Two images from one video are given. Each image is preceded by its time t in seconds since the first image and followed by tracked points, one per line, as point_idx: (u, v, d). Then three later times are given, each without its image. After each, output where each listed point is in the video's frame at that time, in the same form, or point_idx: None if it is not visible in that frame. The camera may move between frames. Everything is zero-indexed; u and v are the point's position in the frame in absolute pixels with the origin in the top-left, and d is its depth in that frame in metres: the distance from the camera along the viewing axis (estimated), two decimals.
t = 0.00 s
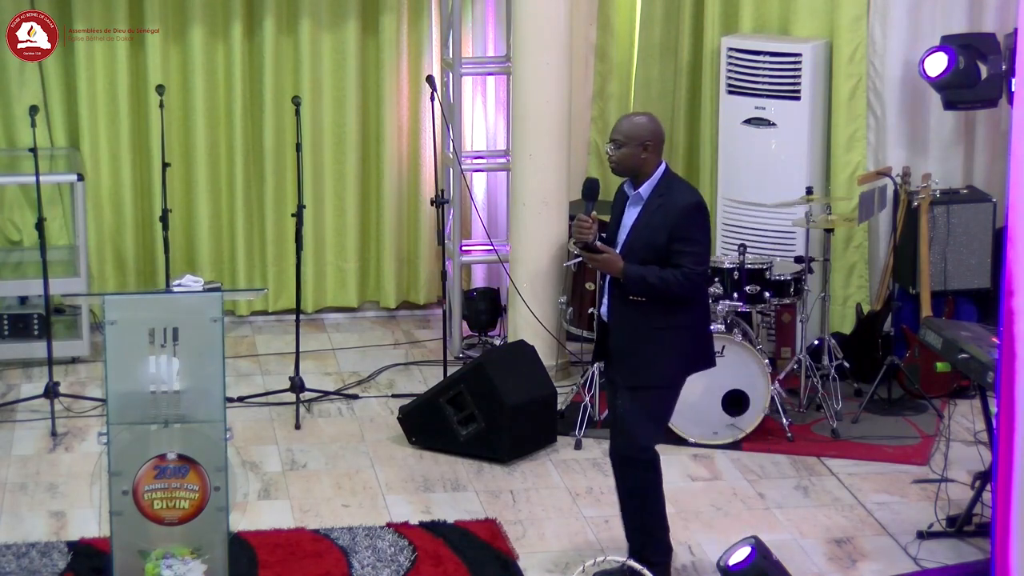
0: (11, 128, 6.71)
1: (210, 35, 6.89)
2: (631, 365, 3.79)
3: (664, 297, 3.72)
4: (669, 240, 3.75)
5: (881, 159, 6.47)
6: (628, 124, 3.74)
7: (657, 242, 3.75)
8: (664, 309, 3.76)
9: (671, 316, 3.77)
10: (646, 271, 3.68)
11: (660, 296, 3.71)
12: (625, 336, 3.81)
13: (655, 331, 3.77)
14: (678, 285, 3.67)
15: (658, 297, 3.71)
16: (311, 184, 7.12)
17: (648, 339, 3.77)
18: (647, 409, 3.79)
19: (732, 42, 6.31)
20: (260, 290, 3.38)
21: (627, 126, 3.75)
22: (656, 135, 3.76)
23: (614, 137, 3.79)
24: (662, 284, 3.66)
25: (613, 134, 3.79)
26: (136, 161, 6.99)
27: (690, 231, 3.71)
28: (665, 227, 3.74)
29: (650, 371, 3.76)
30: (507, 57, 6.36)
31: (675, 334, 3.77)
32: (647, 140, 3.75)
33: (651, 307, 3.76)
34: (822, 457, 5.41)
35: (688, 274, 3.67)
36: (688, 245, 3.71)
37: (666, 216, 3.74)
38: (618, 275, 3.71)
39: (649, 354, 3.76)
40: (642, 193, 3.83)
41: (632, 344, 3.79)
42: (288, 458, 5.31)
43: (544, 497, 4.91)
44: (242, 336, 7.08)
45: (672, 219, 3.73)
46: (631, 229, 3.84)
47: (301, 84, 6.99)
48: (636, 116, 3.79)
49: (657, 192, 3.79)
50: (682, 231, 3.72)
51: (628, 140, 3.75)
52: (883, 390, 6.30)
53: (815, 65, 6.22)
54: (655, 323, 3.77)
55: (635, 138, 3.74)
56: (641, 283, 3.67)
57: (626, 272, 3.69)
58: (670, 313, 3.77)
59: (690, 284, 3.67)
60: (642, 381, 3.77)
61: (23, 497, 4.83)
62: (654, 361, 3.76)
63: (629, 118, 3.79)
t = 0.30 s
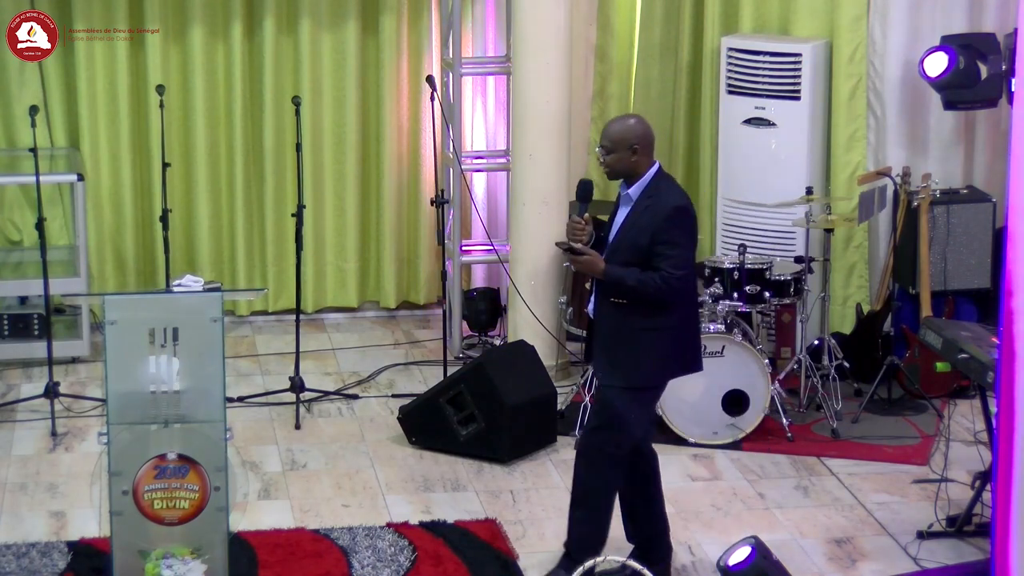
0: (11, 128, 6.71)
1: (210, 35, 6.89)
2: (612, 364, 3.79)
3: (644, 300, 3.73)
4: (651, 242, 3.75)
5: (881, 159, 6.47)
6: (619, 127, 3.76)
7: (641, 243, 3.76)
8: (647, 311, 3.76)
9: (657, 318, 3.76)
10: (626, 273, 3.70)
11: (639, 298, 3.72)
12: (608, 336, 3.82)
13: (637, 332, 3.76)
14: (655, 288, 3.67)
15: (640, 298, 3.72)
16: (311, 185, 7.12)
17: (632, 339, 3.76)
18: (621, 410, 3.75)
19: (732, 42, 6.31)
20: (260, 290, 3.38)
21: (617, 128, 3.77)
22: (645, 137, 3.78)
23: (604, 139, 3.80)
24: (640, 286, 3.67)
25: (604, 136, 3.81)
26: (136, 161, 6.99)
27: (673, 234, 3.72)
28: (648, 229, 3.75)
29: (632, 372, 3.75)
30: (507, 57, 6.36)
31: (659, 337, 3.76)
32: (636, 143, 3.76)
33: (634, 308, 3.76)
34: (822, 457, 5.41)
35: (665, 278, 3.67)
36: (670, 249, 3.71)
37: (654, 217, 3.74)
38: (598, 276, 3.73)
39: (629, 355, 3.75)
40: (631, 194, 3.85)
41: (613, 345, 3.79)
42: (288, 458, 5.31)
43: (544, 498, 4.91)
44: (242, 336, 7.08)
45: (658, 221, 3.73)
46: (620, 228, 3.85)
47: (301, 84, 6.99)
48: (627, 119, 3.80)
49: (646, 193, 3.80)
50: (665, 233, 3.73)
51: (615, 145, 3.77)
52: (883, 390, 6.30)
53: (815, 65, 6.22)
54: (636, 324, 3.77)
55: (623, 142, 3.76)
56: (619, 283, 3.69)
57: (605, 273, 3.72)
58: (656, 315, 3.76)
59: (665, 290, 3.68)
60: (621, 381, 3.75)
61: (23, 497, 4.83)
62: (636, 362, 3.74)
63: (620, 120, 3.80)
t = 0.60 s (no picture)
0: (11, 128, 6.71)
1: (210, 35, 6.89)
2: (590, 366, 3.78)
3: (617, 303, 3.71)
4: (625, 246, 3.72)
5: (881, 159, 6.47)
6: (604, 129, 3.73)
7: (614, 247, 3.73)
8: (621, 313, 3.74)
9: (634, 320, 3.73)
10: (598, 275, 3.67)
11: (611, 300, 3.70)
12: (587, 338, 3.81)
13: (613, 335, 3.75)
14: (626, 292, 3.64)
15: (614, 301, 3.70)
16: (311, 184, 7.12)
17: (610, 341, 3.75)
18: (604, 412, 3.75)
19: (732, 42, 6.31)
20: (260, 290, 3.38)
21: (600, 131, 3.74)
22: (631, 139, 3.75)
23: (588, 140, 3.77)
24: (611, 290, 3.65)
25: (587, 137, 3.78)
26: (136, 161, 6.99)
27: (645, 240, 3.69)
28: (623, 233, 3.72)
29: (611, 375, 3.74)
30: (507, 57, 6.36)
31: (635, 339, 3.74)
32: (620, 145, 3.74)
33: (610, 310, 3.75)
34: (822, 457, 5.41)
35: (636, 281, 3.64)
36: (641, 255, 3.67)
37: (630, 220, 3.71)
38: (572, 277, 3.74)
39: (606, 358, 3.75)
40: (611, 197, 3.83)
41: (591, 347, 3.79)
42: (288, 458, 5.31)
43: (544, 497, 4.91)
44: (242, 336, 7.08)
45: (632, 226, 3.70)
46: (599, 230, 3.82)
47: (301, 84, 6.99)
48: (612, 120, 3.77)
49: (625, 197, 3.77)
50: (638, 239, 3.70)
51: (600, 148, 3.74)
52: (883, 390, 6.30)
53: (815, 65, 6.23)
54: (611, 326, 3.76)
55: (608, 145, 3.73)
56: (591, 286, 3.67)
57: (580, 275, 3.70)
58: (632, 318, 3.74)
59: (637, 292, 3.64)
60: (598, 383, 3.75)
61: (22, 497, 4.83)
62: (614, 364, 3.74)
63: (605, 121, 3.77)
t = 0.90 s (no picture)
0: (11, 128, 6.71)
1: (210, 35, 6.89)
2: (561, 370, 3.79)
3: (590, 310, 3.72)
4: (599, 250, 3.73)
5: (881, 159, 6.47)
6: (575, 134, 3.72)
7: (589, 252, 3.74)
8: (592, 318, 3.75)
9: (606, 327, 3.74)
10: (570, 282, 3.69)
11: (584, 307, 3.71)
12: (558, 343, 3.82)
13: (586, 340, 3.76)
14: (599, 298, 3.65)
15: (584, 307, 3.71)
16: (312, 184, 7.12)
17: (581, 345, 3.76)
18: (582, 417, 3.77)
19: (732, 42, 6.31)
20: (260, 290, 3.38)
21: (571, 138, 3.73)
22: (604, 143, 3.75)
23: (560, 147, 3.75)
24: (583, 295, 3.66)
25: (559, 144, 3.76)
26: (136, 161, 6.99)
27: (619, 244, 3.69)
28: (597, 238, 3.72)
29: (582, 380, 3.74)
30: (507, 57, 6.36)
31: (607, 345, 3.75)
32: (595, 150, 3.73)
33: (583, 316, 3.76)
34: (822, 457, 5.41)
35: (610, 288, 3.65)
36: (616, 260, 3.67)
37: (603, 225, 3.71)
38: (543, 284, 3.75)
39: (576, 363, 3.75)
40: (584, 201, 3.82)
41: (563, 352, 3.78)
42: (288, 458, 5.31)
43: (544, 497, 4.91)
44: (242, 336, 7.09)
45: (605, 230, 3.70)
46: (574, 235, 3.82)
47: (301, 84, 7.00)
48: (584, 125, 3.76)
49: (599, 202, 3.77)
50: (612, 243, 3.70)
51: (574, 156, 3.73)
52: (883, 390, 6.30)
53: (815, 65, 6.23)
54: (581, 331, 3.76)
55: (582, 150, 3.72)
56: (564, 292, 3.70)
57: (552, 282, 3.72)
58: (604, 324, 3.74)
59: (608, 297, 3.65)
60: (570, 387, 3.76)
61: (22, 497, 4.83)
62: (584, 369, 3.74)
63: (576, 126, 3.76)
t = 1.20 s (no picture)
0: (11, 128, 6.71)
1: (210, 35, 6.89)
2: (543, 372, 3.80)
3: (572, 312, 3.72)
4: (580, 252, 3.72)
5: (881, 158, 6.47)
6: (552, 138, 3.69)
7: (568, 255, 3.73)
8: (574, 321, 3.76)
9: (587, 329, 3.76)
10: (550, 285, 3.68)
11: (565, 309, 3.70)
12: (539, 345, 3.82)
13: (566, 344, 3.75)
14: (581, 299, 3.66)
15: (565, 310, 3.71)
16: (312, 184, 7.12)
17: (562, 349, 3.75)
18: (562, 418, 3.80)
19: (732, 42, 6.31)
20: (260, 290, 3.38)
21: (551, 141, 3.69)
22: (583, 145, 3.73)
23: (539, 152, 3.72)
24: (564, 300, 3.66)
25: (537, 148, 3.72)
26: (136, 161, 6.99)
27: (599, 247, 3.69)
28: (578, 239, 3.72)
29: (563, 383, 3.75)
30: (506, 56, 6.36)
31: (588, 348, 3.75)
32: (575, 153, 3.71)
33: (564, 319, 3.75)
34: (822, 457, 5.41)
35: (591, 291, 3.65)
36: (597, 262, 3.68)
37: (582, 228, 3.71)
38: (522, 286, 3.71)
39: (555, 366, 3.76)
40: (565, 203, 3.81)
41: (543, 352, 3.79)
42: (288, 458, 5.31)
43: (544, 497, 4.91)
44: (242, 336, 7.09)
45: (585, 233, 3.70)
46: (553, 237, 3.82)
47: (301, 85, 6.99)
48: (561, 127, 3.73)
49: (580, 204, 3.76)
50: (592, 246, 3.70)
51: (556, 160, 3.70)
52: (883, 390, 6.30)
53: (815, 65, 6.23)
54: (562, 334, 3.76)
55: (562, 154, 3.69)
56: (544, 296, 3.67)
57: (531, 283, 3.69)
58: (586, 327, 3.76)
59: (589, 300, 3.66)
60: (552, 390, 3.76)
61: (22, 497, 4.83)
62: (564, 373, 3.74)
63: (554, 129, 3.73)
